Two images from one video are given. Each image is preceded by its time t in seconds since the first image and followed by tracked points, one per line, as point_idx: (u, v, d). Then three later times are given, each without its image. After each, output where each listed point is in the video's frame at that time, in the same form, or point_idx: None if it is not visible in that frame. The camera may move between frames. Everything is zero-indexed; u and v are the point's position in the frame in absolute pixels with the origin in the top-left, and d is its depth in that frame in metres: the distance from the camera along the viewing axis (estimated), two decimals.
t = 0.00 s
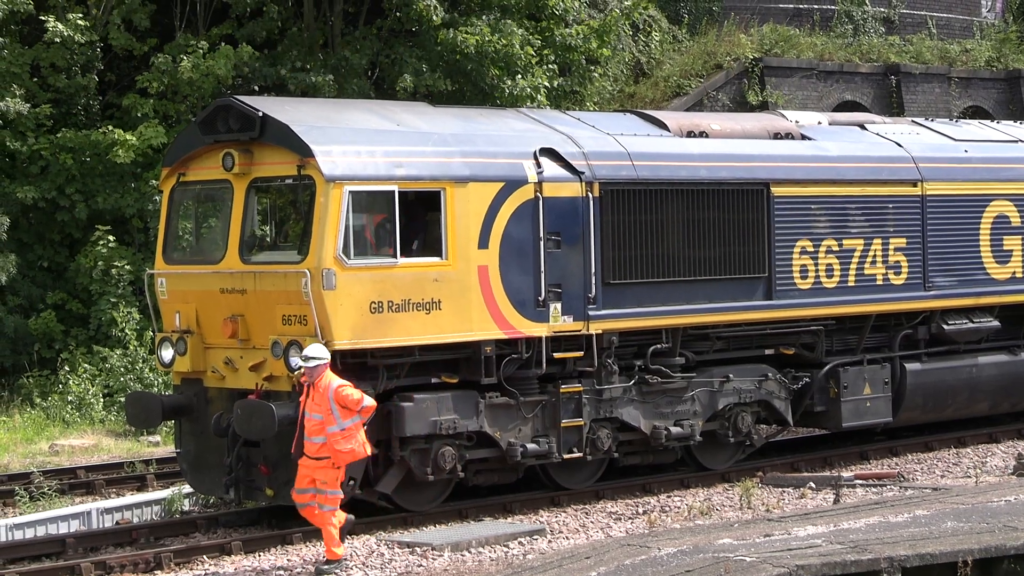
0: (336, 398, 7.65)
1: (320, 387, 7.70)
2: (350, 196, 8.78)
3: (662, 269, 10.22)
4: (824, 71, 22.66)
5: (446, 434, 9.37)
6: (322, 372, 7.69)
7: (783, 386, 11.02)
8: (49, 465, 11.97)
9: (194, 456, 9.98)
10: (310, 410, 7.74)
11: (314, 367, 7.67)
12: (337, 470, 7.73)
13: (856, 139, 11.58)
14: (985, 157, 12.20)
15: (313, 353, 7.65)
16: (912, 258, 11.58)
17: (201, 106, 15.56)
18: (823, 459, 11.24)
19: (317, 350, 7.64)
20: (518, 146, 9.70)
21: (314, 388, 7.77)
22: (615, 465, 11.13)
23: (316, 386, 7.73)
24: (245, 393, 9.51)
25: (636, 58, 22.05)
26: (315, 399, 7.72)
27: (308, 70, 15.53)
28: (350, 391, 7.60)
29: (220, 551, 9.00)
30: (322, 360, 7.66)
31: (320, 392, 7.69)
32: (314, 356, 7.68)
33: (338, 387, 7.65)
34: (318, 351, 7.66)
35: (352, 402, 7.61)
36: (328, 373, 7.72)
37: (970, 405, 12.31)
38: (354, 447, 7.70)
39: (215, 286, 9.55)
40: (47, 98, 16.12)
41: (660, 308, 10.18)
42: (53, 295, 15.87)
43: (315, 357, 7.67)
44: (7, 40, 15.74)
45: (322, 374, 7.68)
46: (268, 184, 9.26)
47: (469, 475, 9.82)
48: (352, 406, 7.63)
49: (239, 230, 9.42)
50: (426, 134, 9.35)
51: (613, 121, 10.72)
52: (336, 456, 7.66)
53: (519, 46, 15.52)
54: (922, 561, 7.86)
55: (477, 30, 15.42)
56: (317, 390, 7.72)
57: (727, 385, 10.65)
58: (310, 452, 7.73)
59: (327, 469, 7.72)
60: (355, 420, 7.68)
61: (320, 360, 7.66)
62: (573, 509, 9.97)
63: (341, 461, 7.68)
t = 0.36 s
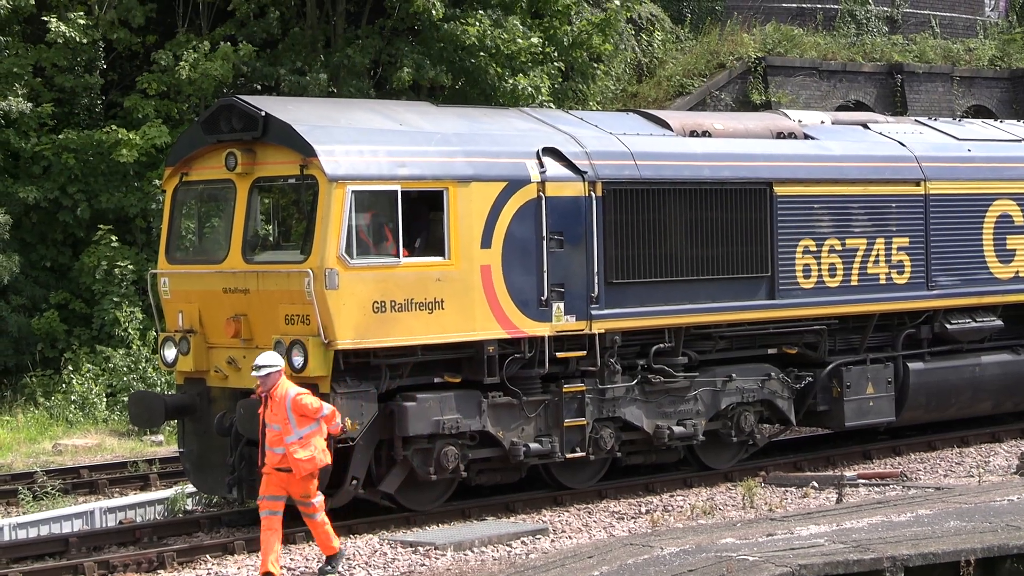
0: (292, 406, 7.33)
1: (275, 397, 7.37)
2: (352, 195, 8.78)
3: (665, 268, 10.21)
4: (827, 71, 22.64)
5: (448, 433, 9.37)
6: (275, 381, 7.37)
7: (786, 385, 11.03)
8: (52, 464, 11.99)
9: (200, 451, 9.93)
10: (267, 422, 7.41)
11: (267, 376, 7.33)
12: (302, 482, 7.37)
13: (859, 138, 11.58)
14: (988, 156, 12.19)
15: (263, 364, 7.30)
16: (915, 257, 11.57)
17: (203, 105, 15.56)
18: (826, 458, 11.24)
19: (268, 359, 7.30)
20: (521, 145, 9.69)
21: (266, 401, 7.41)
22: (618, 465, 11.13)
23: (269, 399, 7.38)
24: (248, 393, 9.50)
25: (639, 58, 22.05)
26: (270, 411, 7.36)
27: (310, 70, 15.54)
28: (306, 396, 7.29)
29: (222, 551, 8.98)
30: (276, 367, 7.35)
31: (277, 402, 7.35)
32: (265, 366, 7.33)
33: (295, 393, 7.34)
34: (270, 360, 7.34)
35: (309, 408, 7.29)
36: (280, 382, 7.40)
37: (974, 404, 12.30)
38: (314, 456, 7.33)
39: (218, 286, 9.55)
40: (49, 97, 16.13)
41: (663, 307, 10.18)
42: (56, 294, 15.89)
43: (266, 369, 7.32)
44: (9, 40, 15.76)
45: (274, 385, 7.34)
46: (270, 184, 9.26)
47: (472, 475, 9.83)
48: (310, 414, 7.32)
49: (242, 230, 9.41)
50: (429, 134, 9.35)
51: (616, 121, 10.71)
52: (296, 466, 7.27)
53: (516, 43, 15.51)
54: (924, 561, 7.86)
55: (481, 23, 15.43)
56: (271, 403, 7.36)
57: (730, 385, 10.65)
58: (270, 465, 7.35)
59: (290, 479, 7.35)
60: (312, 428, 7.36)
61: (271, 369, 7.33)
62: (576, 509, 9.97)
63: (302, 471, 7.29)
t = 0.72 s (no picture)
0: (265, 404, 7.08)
1: (249, 393, 7.08)
2: (357, 194, 8.78)
3: (669, 267, 10.21)
4: (833, 69, 22.62)
5: (453, 432, 9.37)
6: (251, 377, 7.11)
7: (791, 384, 11.02)
8: (57, 463, 12.01)
9: (201, 450, 9.87)
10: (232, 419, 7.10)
11: (242, 372, 7.07)
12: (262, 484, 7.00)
13: (864, 137, 11.57)
14: (993, 155, 12.18)
15: (241, 355, 7.07)
16: (921, 256, 11.56)
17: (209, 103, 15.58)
18: (831, 457, 11.23)
19: (247, 351, 7.08)
20: (526, 144, 9.69)
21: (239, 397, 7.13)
22: (623, 464, 11.13)
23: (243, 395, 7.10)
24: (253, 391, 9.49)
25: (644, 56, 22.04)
26: (242, 408, 7.08)
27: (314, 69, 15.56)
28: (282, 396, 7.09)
29: (226, 550, 8.96)
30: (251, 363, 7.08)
31: (250, 397, 7.07)
32: (242, 359, 7.09)
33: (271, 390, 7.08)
34: (246, 353, 7.08)
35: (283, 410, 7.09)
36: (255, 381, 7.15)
37: (979, 403, 12.29)
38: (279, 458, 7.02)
39: (223, 284, 9.55)
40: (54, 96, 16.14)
41: (668, 306, 10.18)
42: (62, 293, 15.91)
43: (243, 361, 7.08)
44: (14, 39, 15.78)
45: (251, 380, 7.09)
46: (276, 183, 9.25)
47: (477, 474, 9.83)
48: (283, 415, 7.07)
49: (247, 228, 9.41)
50: (434, 133, 9.35)
51: (621, 120, 10.70)
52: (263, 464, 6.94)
53: (515, 41, 15.55)
54: (929, 560, 7.85)
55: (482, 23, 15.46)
56: (244, 399, 7.09)
57: (735, 384, 10.65)
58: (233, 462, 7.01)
59: (251, 480, 6.98)
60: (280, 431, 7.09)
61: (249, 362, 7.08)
62: (581, 508, 9.97)
63: (268, 470, 6.96)
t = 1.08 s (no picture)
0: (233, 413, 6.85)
1: (210, 400, 6.89)
2: (363, 191, 8.78)
3: (674, 265, 10.21)
4: (838, 69, 22.62)
5: (458, 429, 9.37)
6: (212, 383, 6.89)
7: (796, 382, 11.03)
8: (62, 458, 12.02)
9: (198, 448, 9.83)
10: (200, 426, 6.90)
11: (201, 379, 6.85)
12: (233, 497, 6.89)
13: (870, 136, 11.57)
14: (999, 154, 12.18)
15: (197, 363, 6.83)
16: (926, 256, 11.56)
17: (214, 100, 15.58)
18: (836, 456, 11.24)
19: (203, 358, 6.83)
20: (532, 142, 9.69)
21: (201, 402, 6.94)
22: (627, 462, 11.14)
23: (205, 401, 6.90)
24: (258, 387, 9.49)
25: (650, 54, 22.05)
26: (206, 414, 6.90)
27: (319, 64, 15.56)
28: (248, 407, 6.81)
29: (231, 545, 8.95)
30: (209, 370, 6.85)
31: (212, 405, 6.88)
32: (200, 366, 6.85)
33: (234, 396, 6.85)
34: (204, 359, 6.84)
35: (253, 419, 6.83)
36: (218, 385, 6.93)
37: (984, 403, 12.30)
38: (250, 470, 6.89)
39: (228, 281, 9.55)
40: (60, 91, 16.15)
41: (673, 305, 10.18)
42: (67, 289, 15.93)
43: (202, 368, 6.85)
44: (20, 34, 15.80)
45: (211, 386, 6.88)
46: (282, 179, 9.25)
47: (482, 471, 9.84)
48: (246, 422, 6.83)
49: (252, 225, 9.41)
50: (439, 130, 9.34)
51: (627, 118, 10.70)
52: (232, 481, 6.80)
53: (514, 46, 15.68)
54: (933, 559, 7.84)
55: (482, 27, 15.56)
56: (207, 405, 6.90)
57: (740, 382, 10.65)
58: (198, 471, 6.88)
59: (215, 491, 6.86)
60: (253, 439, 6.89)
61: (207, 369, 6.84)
62: (586, 506, 9.97)
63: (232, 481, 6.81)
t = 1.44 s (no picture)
0: (176, 402, 6.85)
1: (159, 394, 6.88)
2: (369, 187, 8.78)
3: (680, 262, 10.22)
4: (845, 66, 22.62)
5: (463, 426, 9.38)
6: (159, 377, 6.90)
7: (801, 380, 11.04)
8: (68, 454, 12.03)
9: (201, 443, 9.80)
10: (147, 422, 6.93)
11: (149, 374, 6.86)
12: (183, 489, 6.85)
13: (876, 134, 11.58)
14: (1005, 152, 12.18)
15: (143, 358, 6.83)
16: (932, 253, 11.56)
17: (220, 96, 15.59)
18: (841, 453, 11.23)
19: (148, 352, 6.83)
20: (538, 138, 9.69)
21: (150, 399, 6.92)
22: (632, 459, 11.14)
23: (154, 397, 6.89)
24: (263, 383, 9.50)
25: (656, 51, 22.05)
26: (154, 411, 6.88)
27: (326, 60, 15.57)
28: (191, 393, 6.83)
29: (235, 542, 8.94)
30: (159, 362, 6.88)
31: (161, 400, 6.87)
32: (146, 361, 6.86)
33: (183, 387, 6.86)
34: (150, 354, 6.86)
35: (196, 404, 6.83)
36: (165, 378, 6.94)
37: (989, 400, 12.30)
38: (196, 461, 6.83)
39: (234, 277, 9.55)
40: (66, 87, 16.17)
41: (679, 302, 10.18)
42: (73, 285, 15.94)
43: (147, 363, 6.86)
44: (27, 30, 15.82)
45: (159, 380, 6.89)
46: (288, 175, 9.25)
47: (487, 467, 9.85)
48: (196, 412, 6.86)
49: (258, 221, 9.41)
50: (445, 126, 9.35)
51: (633, 115, 10.70)
52: (174, 471, 6.76)
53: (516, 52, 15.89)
54: (938, 557, 7.83)
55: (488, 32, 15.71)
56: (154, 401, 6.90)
57: (745, 379, 10.66)
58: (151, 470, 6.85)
59: (170, 489, 6.85)
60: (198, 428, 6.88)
61: (153, 362, 6.86)
62: (591, 503, 9.96)
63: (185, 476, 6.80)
